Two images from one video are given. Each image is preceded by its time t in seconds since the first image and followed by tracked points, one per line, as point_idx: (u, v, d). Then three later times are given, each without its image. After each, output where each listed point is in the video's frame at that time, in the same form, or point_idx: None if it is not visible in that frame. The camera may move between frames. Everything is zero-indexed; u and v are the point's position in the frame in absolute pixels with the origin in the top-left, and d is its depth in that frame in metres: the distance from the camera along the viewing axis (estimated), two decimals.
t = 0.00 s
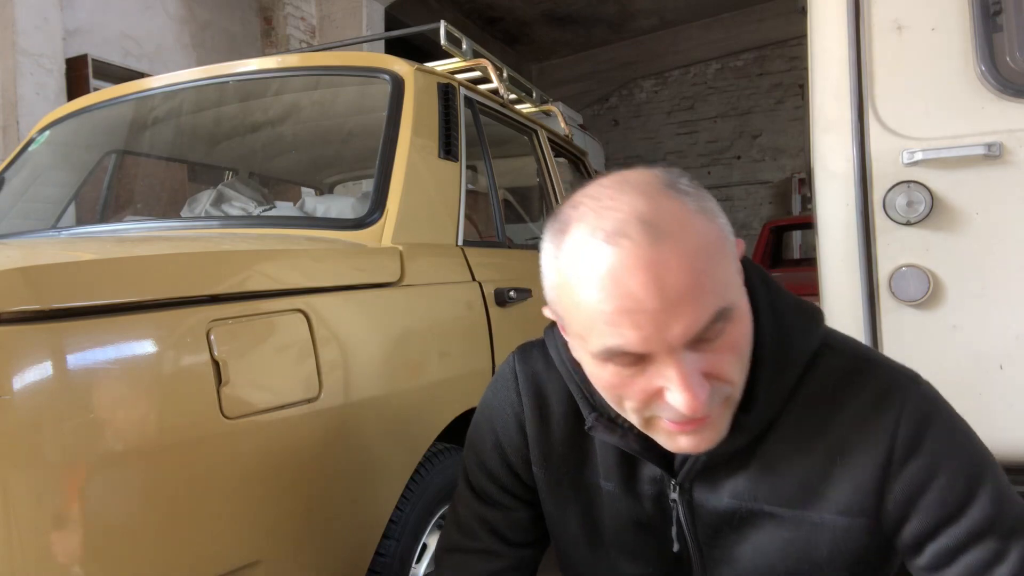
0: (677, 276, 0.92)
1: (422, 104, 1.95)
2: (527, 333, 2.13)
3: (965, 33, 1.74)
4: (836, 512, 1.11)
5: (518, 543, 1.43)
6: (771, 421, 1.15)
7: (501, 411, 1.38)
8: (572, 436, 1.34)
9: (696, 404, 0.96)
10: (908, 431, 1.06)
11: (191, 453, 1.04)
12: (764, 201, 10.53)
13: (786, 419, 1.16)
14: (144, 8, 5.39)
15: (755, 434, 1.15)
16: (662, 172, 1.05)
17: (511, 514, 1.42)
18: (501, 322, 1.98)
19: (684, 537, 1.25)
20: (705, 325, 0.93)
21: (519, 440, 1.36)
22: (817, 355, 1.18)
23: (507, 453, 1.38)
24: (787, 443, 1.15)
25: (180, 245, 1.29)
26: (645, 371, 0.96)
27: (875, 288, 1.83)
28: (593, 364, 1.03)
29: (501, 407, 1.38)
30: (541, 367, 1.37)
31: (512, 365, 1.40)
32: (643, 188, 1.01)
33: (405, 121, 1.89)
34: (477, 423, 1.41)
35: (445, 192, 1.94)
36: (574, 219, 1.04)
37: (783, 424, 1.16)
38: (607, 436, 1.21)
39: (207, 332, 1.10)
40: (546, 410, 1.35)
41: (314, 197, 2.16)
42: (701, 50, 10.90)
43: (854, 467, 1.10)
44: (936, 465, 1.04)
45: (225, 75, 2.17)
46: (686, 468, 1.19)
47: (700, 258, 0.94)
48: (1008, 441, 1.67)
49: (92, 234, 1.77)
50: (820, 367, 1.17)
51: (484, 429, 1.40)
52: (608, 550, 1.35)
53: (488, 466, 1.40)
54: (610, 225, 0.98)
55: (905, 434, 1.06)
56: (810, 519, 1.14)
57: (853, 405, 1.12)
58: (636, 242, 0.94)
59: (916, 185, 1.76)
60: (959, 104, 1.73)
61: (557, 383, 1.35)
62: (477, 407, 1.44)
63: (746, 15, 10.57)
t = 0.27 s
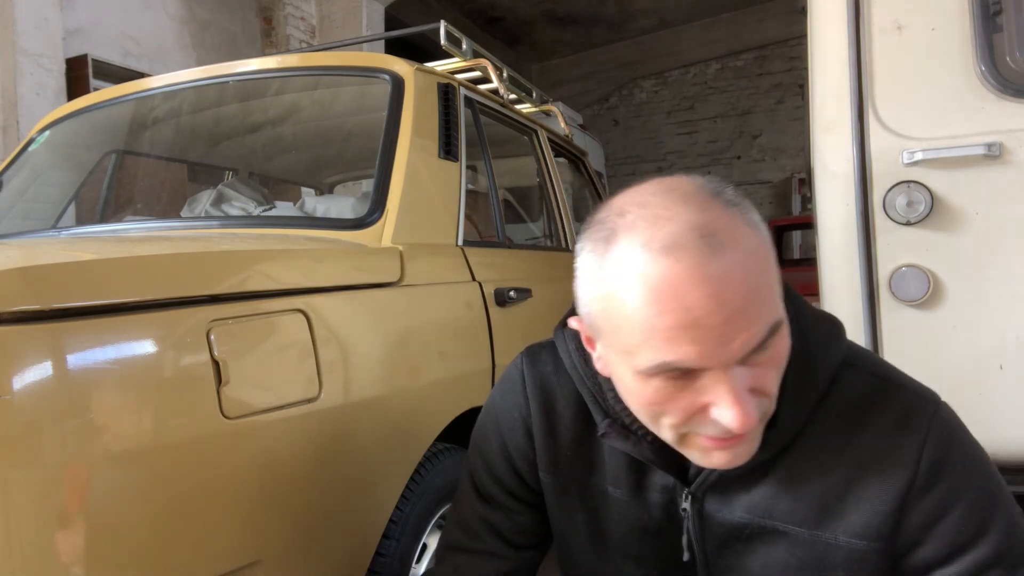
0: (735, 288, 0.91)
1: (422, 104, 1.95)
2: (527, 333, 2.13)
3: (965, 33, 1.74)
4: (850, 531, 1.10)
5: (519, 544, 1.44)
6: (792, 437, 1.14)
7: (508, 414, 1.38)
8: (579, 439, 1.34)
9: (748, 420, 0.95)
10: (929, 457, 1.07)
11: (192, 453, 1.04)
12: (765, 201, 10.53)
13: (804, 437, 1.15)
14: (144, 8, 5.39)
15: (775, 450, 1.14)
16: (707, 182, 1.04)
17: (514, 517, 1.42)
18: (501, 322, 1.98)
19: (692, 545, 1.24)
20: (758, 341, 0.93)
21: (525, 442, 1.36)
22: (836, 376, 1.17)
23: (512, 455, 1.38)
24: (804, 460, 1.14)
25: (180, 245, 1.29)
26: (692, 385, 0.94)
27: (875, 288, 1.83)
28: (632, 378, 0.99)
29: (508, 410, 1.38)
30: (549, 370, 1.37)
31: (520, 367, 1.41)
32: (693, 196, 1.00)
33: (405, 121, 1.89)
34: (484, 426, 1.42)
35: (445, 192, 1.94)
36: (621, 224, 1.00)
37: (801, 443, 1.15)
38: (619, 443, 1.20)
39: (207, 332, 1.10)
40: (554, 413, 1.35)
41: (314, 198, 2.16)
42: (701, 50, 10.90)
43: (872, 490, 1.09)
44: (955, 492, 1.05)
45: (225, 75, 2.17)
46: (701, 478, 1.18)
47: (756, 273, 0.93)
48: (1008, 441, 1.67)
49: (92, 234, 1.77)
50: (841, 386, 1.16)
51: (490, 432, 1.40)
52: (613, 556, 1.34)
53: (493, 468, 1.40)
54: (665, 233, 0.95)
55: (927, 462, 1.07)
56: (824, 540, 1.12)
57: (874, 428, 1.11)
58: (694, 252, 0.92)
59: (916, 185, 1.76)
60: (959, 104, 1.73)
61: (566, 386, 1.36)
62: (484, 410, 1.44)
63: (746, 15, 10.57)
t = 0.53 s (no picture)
0: (832, 262, 0.88)
1: (422, 104, 1.95)
2: (527, 333, 2.13)
3: (965, 33, 1.74)
4: (901, 525, 1.07)
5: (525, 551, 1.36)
6: (839, 431, 1.10)
7: (523, 417, 1.29)
8: (599, 440, 1.26)
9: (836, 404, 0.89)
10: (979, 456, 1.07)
11: (192, 452, 1.04)
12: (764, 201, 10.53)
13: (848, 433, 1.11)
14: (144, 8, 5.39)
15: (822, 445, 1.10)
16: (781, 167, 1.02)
17: (523, 522, 1.33)
18: (501, 322, 1.98)
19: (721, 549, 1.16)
20: (846, 322, 0.89)
21: (539, 446, 1.27)
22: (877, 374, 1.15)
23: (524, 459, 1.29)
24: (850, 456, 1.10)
25: (180, 245, 1.29)
26: (776, 363, 0.88)
27: (875, 288, 1.83)
28: (709, 360, 0.91)
29: (522, 412, 1.29)
30: (567, 370, 1.30)
31: (536, 369, 1.32)
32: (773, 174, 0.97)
33: (405, 121, 1.89)
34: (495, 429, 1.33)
35: (445, 192, 1.94)
36: (703, 197, 0.95)
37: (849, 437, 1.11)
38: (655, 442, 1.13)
39: (207, 332, 1.10)
40: (571, 416, 1.26)
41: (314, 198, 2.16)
42: (701, 50, 10.90)
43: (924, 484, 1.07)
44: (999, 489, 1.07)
45: (225, 75, 2.17)
46: (741, 474, 1.11)
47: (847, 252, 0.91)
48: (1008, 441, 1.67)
49: (92, 234, 1.77)
50: (884, 383, 1.14)
51: (502, 435, 1.32)
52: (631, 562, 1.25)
53: (505, 472, 1.31)
54: (757, 204, 0.91)
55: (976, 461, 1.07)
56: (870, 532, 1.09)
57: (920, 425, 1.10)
58: (790, 223, 0.89)
59: (916, 185, 1.76)
60: (959, 104, 1.73)
61: (584, 389, 1.28)
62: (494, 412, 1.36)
63: (746, 15, 10.57)
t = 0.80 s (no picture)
0: (951, 301, 0.83)
1: (422, 104, 1.95)
2: (527, 333, 2.13)
3: (965, 33, 1.74)
4: (971, 547, 1.09)
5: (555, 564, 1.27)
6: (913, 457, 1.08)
7: (565, 428, 1.19)
8: (649, 459, 1.20)
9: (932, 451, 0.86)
10: None
11: (192, 452, 1.04)
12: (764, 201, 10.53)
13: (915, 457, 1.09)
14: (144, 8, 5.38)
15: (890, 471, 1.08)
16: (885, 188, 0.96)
17: (555, 536, 1.24)
18: (501, 322, 1.98)
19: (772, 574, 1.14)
20: (954, 364, 0.85)
21: (583, 460, 1.18)
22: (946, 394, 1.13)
23: (562, 472, 1.19)
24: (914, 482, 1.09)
25: (180, 245, 1.29)
26: (881, 404, 0.83)
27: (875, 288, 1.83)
28: (807, 393, 0.86)
29: (565, 422, 1.20)
30: (617, 383, 1.21)
31: (581, 376, 1.23)
32: (885, 197, 0.91)
33: (405, 121, 1.89)
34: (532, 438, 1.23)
35: (445, 192, 1.94)
36: (815, 219, 0.89)
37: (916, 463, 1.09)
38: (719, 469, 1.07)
39: (207, 332, 1.10)
40: (620, 431, 1.19)
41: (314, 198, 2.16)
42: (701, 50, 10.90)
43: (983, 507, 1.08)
44: None
45: (225, 75, 2.17)
46: (807, 501, 1.09)
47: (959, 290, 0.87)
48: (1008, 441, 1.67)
49: (92, 234, 1.77)
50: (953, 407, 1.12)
51: (541, 444, 1.21)
52: None
53: (540, 482, 1.21)
54: (877, 233, 0.85)
55: None
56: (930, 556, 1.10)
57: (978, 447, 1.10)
58: (913, 256, 0.84)
59: (916, 185, 1.76)
60: (959, 104, 1.73)
61: (633, 402, 1.20)
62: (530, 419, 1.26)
63: (746, 15, 10.57)
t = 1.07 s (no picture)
0: None
1: (422, 104, 1.95)
2: (528, 333, 2.13)
3: (965, 33, 1.74)
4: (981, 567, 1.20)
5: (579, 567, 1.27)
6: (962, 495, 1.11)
7: (613, 443, 1.16)
8: (696, 478, 1.19)
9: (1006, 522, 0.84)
10: None
11: (192, 452, 1.04)
12: (764, 201, 10.54)
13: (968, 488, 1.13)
14: (144, 8, 5.39)
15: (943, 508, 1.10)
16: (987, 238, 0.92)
17: (585, 544, 1.23)
18: (501, 322, 1.98)
19: None
20: None
21: (629, 476, 1.15)
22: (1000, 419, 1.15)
23: (604, 487, 1.17)
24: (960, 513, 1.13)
25: (179, 245, 1.28)
26: (962, 467, 0.80)
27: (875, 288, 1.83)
28: (881, 448, 0.84)
29: (613, 437, 1.16)
30: (671, 402, 1.19)
31: (636, 386, 1.20)
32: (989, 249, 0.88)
33: (405, 121, 1.89)
34: (574, 446, 1.20)
35: (445, 192, 1.94)
36: (915, 267, 0.85)
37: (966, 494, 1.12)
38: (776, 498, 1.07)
39: (207, 332, 1.10)
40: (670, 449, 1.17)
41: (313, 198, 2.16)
42: (701, 50, 10.90)
43: None
44: None
45: (225, 75, 2.17)
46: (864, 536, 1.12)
47: None
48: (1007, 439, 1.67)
49: (92, 234, 1.77)
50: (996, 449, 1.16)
51: (585, 457, 1.18)
52: None
53: (578, 490, 1.18)
54: (982, 291, 0.82)
55: None
56: None
57: None
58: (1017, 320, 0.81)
59: (916, 185, 1.76)
60: (960, 104, 1.73)
61: (689, 422, 1.18)
62: (573, 426, 1.23)
63: (746, 15, 10.57)
